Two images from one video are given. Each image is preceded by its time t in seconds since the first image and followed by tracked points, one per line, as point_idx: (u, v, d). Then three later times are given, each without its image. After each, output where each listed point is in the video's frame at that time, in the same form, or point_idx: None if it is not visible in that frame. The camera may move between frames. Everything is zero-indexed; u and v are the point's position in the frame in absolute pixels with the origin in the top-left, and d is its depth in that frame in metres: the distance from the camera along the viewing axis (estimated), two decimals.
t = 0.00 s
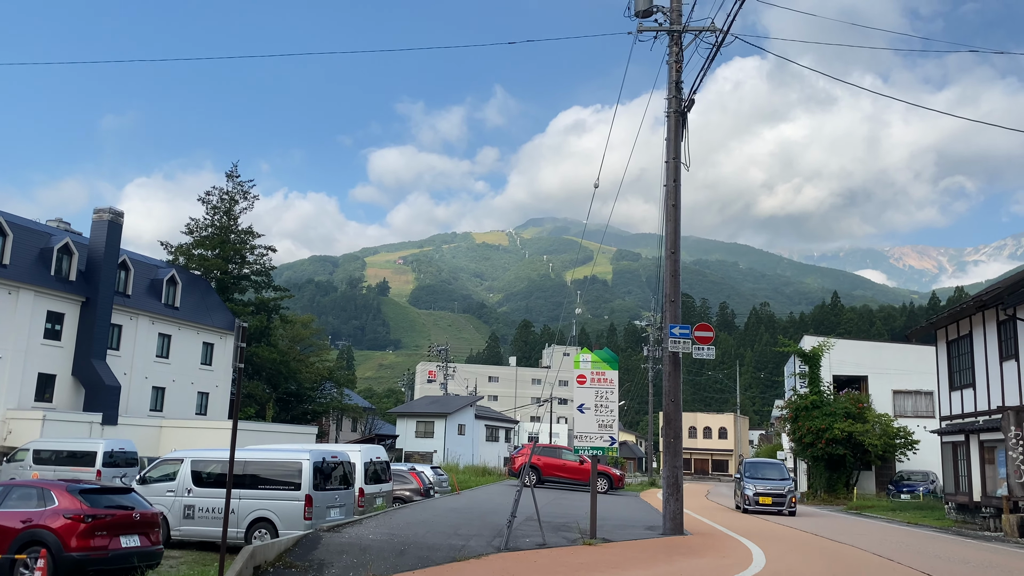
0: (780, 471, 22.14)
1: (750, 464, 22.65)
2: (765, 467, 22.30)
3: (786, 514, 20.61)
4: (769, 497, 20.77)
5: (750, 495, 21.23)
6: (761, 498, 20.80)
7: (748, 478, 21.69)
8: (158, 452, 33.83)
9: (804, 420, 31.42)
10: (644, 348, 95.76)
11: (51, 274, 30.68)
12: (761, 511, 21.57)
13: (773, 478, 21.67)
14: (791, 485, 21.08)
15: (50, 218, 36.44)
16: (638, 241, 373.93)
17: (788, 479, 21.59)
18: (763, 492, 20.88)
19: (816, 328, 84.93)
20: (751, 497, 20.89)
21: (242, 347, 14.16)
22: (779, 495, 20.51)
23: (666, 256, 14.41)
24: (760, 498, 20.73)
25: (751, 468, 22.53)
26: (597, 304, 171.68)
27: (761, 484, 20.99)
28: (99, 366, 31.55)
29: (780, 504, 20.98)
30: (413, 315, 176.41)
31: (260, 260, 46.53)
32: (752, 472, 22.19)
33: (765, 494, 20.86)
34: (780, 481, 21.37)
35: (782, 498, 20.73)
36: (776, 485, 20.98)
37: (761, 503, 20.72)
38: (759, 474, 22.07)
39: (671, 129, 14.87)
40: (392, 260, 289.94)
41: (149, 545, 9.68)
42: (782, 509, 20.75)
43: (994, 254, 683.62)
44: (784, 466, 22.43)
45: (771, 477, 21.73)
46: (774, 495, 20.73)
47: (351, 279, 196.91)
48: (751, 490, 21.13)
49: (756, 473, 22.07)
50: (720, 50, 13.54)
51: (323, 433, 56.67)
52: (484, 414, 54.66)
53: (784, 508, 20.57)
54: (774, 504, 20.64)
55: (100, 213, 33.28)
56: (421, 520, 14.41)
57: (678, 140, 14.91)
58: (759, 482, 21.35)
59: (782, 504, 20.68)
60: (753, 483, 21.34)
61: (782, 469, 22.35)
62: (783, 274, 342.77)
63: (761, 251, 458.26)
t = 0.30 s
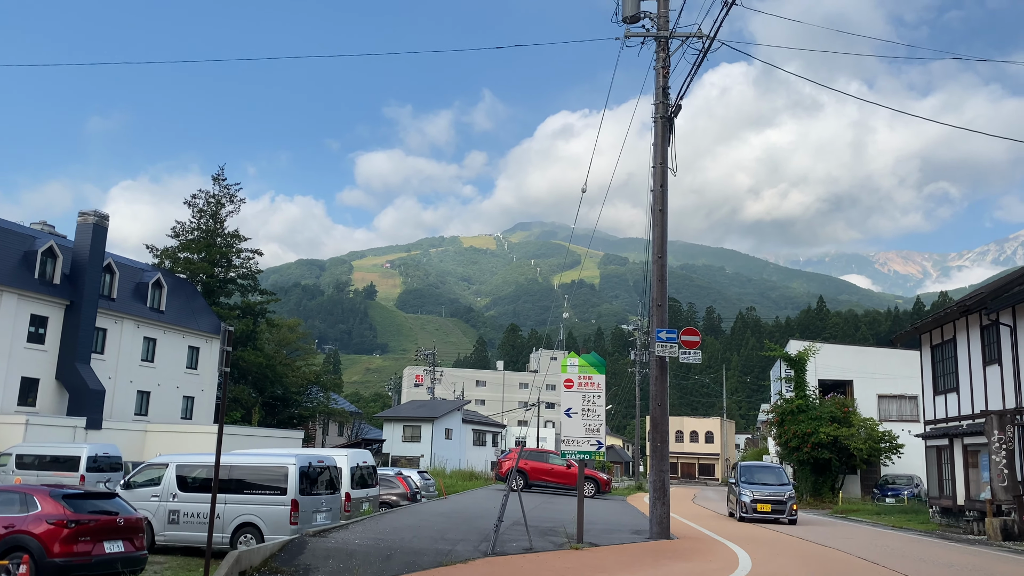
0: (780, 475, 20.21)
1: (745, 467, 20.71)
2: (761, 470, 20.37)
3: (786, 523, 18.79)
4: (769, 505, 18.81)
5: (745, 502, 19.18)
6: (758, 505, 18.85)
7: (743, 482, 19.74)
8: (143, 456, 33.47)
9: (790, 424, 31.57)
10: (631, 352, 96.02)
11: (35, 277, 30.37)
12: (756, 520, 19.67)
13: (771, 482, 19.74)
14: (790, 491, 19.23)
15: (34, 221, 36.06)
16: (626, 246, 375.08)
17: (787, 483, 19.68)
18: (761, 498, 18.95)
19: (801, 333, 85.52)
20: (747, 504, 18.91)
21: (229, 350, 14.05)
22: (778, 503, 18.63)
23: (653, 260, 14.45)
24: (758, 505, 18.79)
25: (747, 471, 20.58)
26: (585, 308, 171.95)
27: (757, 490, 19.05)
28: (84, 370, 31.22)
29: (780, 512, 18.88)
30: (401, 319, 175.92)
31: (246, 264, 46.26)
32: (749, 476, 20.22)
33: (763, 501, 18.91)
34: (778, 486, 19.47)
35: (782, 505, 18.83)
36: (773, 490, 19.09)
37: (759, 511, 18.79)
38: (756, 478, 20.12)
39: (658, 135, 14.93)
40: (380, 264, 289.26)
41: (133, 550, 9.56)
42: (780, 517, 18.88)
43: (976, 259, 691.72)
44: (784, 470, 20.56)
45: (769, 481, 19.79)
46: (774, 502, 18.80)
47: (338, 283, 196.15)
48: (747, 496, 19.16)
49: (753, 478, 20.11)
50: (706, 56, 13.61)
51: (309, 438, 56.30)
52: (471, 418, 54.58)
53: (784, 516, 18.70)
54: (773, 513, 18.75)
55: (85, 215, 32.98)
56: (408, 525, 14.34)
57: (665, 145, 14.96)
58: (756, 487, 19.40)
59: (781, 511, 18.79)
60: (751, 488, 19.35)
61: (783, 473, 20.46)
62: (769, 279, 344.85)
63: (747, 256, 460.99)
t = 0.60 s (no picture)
0: (779, 480, 18.64)
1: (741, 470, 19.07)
2: (758, 474, 18.75)
3: (789, 533, 17.17)
4: (770, 512, 17.21)
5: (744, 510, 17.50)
6: (758, 513, 17.26)
7: (741, 488, 18.12)
8: (125, 461, 33.09)
9: (774, 428, 31.74)
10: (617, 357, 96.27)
11: (17, 279, 29.98)
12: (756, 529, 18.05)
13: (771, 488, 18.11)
14: (792, 497, 17.60)
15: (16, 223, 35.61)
16: (612, 250, 376.09)
17: (788, 489, 18.11)
18: (761, 505, 17.37)
19: (786, 337, 86.08)
20: (747, 511, 17.32)
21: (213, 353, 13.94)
22: (781, 510, 17.03)
23: (639, 264, 14.49)
24: (758, 513, 17.21)
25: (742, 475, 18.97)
26: (571, 312, 172.19)
27: (757, 496, 17.45)
28: (66, 374, 30.84)
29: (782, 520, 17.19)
30: (386, 322, 175.33)
31: (231, 267, 45.92)
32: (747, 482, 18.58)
33: (764, 508, 17.32)
34: (778, 491, 17.87)
35: (785, 512, 17.23)
36: (774, 496, 17.47)
37: (759, 520, 17.20)
38: (754, 483, 18.48)
39: (644, 140, 14.99)
40: (366, 267, 288.31)
41: (115, 556, 9.43)
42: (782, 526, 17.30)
43: (957, 264, 700.10)
44: (784, 475, 19.01)
45: (768, 487, 18.14)
46: (775, 510, 17.22)
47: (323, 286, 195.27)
48: (746, 503, 17.55)
49: (753, 483, 18.48)
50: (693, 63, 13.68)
51: (293, 442, 55.92)
52: (456, 422, 54.47)
53: (788, 524, 17.09)
54: (775, 521, 17.16)
55: (68, 218, 32.61)
56: (393, 530, 14.27)
57: (651, 150, 15.02)
58: (756, 492, 17.78)
59: (783, 520, 17.19)
60: (750, 494, 17.73)
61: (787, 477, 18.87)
62: (754, 283, 347.16)
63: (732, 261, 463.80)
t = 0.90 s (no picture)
0: (778, 483, 17.08)
1: (737, 474, 17.41)
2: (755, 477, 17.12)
3: (796, 543, 15.60)
4: (775, 520, 15.61)
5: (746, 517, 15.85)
6: (762, 521, 15.65)
7: (741, 494, 16.50)
8: (105, 465, 32.64)
9: (757, 432, 31.93)
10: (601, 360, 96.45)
11: None
12: (756, 539, 16.41)
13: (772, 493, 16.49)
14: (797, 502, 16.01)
15: None
16: (596, 254, 377.06)
17: (790, 493, 16.59)
18: (765, 512, 15.76)
19: (769, 341, 86.61)
20: (749, 520, 15.69)
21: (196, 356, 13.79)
22: (787, 517, 15.45)
23: (623, 268, 14.53)
24: (762, 521, 15.58)
25: (739, 478, 17.32)
26: (555, 315, 172.25)
27: (760, 502, 15.84)
28: (45, 377, 30.42)
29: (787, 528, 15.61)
30: (370, 326, 174.59)
31: (213, 270, 45.53)
32: (746, 486, 16.94)
33: (768, 515, 15.71)
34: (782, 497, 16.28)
35: (791, 520, 15.67)
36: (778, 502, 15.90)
37: (763, 529, 15.60)
38: (755, 488, 16.84)
39: (628, 145, 15.05)
40: (350, 270, 286.92)
41: (94, 561, 9.31)
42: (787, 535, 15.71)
43: (937, 270, 708.94)
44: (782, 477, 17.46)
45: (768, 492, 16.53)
46: (780, 517, 15.62)
47: (307, 289, 194.18)
48: (748, 510, 15.92)
49: (754, 488, 16.83)
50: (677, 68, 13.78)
51: (276, 446, 55.49)
52: (440, 426, 54.29)
53: (795, 533, 15.51)
54: (779, 530, 15.59)
55: (49, 219, 32.21)
56: (376, 534, 14.17)
57: (635, 155, 15.09)
58: (758, 499, 16.15)
59: (789, 528, 15.61)
60: (752, 500, 16.10)
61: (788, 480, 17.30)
62: (737, 288, 349.46)
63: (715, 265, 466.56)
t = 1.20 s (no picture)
0: (784, 488, 15.72)
1: (739, 478, 15.95)
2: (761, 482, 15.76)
3: (807, 553, 14.26)
4: (787, 529, 14.24)
5: (755, 526, 14.38)
6: (772, 529, 14.23)
7: (748, 500, 15.09)
8: (85, 470, 32.20)
9: (740, 435, 32.17)
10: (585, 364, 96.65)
11: None
12: (761, 548, 15.01)
13: (781, 500, 15.12)
14: (810, 510, 14.65)
15: None
16: (580, 258, 378.05)
17: (800, 500, 15.25)
18: (776, 520, 14.34)
19: (751, 345, 87.19)
20: (759, 528, 14.26)
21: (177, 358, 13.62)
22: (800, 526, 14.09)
23: (607, 272, 14.56)
24: (773, 529, 14.17)
25: (742, 483, 15.90)
26: (540, 319, 172.40)
27: (771, 509, 14.43)
28: (23, 381, 29.96)
29: (799, 538, 14.22)
30: (354, 329, 173.78)
31: (195, 272, 45.15)
32: (751, 492, 15.49)
33: (779, 523, 14.30)
34: (792, 503, 14.92)
35: (803, 529, 14.31)
36: (789, 509, 14.51)
37: (774, 538, 14.18)
38: (760, 494, 15.42)
39: (612, 149, 15.09)
40: (333, 273, 285.53)
41: (73, 566, 9.16)
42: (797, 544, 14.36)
43: (916, 273, 717.85)
44: (788, 480, 16.12)
45: (777, 499, 15.16)
46: (792, 526, 14.23)
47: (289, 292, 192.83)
48: (756, 517, 14.49)
49: (760, 494, 15.42)
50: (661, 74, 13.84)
51: (258, 450, 55.04)
52: (424, 430, 54.13)
53: (808, 543, 14.15)
54: (790, 540, 14.21)
55: (28, 221, 31.80)
56: (359, 538, 14.10)
57: (619, 160, 15.14)
58: (765, 506, 14.76)
59: (801, 537, 14.23)
60: (761, 507, 14.66)
61: (793, 484, 15.96)
62: (720, 292, 351.70)
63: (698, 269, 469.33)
